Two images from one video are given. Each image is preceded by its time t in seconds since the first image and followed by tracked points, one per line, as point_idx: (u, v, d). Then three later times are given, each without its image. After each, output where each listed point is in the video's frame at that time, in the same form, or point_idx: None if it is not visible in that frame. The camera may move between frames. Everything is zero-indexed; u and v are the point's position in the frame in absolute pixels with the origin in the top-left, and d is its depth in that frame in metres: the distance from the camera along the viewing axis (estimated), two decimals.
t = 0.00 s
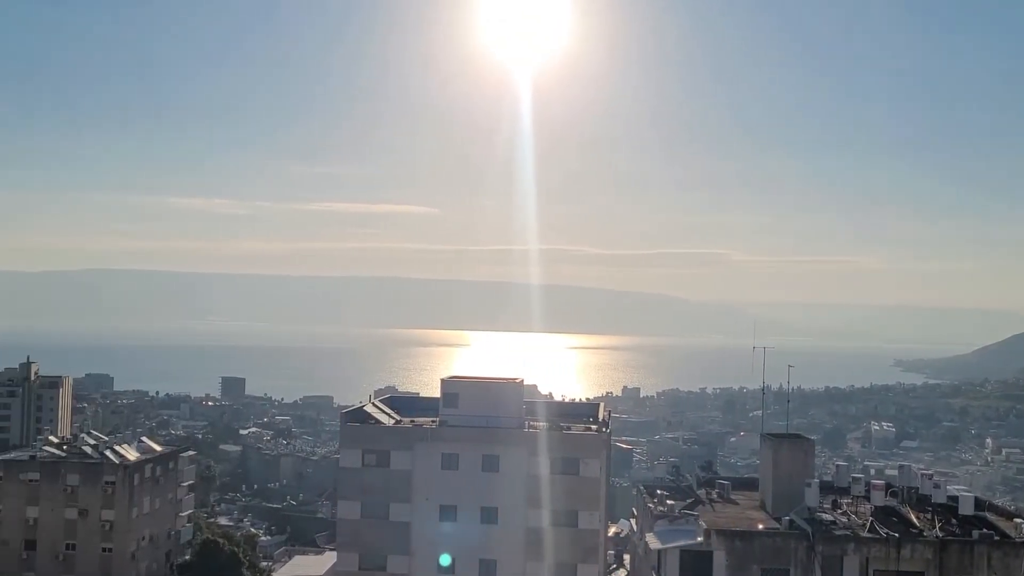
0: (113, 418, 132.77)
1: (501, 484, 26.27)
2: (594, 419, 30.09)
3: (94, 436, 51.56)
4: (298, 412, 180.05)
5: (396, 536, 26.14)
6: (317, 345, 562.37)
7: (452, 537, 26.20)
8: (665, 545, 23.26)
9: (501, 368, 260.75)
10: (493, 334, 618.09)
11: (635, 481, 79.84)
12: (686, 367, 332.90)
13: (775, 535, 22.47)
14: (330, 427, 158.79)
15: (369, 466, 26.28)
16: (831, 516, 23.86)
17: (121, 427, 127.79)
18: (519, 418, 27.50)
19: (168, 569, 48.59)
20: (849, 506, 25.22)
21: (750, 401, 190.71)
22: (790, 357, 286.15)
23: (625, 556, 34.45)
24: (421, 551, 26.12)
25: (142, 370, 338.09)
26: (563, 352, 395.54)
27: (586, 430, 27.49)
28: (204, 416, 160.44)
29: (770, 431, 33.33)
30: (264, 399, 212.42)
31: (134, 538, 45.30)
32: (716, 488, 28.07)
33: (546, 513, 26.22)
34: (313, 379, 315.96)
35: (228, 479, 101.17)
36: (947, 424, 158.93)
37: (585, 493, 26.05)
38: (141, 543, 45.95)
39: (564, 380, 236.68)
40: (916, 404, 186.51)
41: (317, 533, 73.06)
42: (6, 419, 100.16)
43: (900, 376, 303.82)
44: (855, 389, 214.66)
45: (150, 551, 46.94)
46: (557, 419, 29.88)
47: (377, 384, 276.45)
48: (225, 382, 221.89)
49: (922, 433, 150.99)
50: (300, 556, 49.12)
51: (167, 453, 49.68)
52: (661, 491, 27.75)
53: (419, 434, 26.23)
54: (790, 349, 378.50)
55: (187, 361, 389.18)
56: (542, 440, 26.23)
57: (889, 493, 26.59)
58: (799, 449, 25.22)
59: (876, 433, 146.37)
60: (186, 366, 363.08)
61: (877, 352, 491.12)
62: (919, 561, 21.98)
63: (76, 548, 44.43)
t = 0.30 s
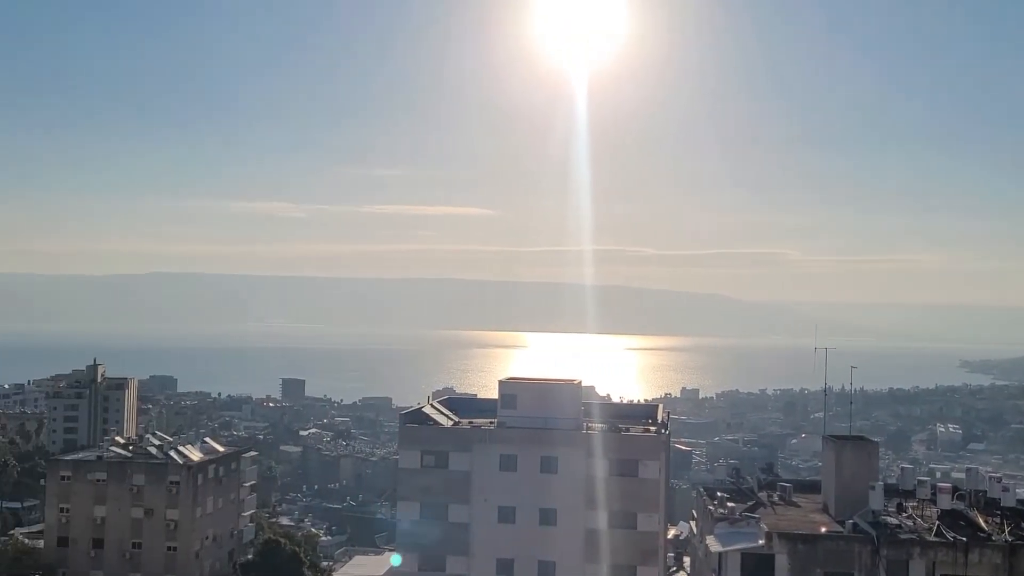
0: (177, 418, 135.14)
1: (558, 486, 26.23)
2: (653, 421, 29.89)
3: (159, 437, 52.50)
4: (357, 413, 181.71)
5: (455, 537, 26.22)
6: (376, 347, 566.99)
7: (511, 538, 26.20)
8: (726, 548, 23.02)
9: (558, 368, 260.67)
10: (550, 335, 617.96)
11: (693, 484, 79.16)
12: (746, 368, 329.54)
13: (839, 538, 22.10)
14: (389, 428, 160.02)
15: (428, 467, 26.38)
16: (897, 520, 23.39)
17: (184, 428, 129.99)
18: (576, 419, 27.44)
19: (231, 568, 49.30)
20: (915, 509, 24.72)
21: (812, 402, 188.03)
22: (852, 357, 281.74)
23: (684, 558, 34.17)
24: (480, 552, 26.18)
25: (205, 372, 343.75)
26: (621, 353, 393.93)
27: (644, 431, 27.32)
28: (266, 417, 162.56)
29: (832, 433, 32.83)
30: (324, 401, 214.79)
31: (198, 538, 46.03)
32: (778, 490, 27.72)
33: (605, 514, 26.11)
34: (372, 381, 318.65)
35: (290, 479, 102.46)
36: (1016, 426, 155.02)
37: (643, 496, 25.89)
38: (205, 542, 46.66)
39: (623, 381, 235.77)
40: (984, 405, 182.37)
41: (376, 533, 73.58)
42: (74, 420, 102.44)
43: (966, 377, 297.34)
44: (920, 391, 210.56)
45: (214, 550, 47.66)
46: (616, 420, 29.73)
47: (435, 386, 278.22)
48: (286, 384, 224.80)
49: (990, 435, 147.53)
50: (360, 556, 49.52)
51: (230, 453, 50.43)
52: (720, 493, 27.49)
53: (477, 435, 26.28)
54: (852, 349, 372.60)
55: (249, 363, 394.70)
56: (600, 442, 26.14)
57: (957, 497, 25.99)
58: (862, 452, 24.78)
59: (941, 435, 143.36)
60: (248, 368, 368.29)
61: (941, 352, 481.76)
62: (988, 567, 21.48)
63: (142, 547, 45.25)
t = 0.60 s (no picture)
0: (243, 419, 137.41)
1: (621, 487, 26.23)
2: (715, 422, 29.75)
3: (227, 437, 53.56)
4: (419, 414, 182.98)
5: (518, 537, 26.38)
6: (435, 348, 570.11)
7: (574, 538, 26.25)
8: (791, 550, 22.89)
9: (619, 369, 260.04)
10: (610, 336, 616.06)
11: (757, 485, 78.35)
12: (810, 369, 325.26)
13: (907, 542, 21.83)
14: (451, 428, 160.86)
15: (490, 468, 26.56)
16: (966, 522, 23.06)
17: (251, 428, 132.11)
18: (639, 420, 27.42)
19: (298, 567, 49.99)
20: (985, 512, 24.31)
21: (878, 404, 184.89)
22: (920, 358, 276.41)
23: (748, 559, 33.88)
24: (543, 552, 26.28)
25: (270, 373, 348.96)
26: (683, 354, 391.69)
27: (707, 432, 27.21)
28: (330, 417, 164.53)
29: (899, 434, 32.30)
30: (386, 401, 216.83)
31: (265, 536, 46.70)
32: (844, 492, 27.40)
33: (667, 515, 26.06)
34: (433, 382, 320.67)
35: (354, 478, 103.69)
36: None
37: (706, 497, 25.81)
38: (272, 541, 47.34)
39: (684, 382, 234.41)
40: None
41: (439, 532, 74.08)
42: (145, 420, 104.78)
43: None
44: (991, 392, 205.96)
45: (281, 548, 48.34)
46: (678, 421, 29.63)
47: (496, 386, 279.41)
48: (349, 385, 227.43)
49: None
50: (424, 555, 49.93)
51: (296, 453, 51.18)
52: (786, 495, 27.29)
53: (540, 435, 26.40)
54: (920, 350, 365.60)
55: (313, 365, 399.88)
56: (662, 442, 26.12)
57: None
58: (930, 454, 24.44)
59: (1013, 437, 139.97)
60: (312, 369, 372.94)
61: (1012, 353, 470.62)
62: None
63: (210, 545, 46.01)
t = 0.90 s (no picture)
0: (301, 419, 139.02)
1: (678, 490, 26.05)
2: (775, 424, 29.37)
3: (285, 437, 54.24)
4: (475, 415, 183.53)
5: (574, 538, 26.32)
6: (490, 350, 571.54)
7: (630, 541, 26.12)
8: (851, 554, 22.60)
9: (673, 370, 258.63)
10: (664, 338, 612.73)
11: (817, 488, 77.30)
12: (871, 370, 320.14)
13: (973, 547, 21.36)
14: (507, 429, 161.12)
15: (546, 469, 26.59)
16: None
17: (308, 428, 133.51)
18: (696, 421, 27.20)
19: (355, 566, 50.39)
20: None
21: (941, 407, 181.40)
22: (985, 359, 270.46)
23: (808, 563, 33.41)
24: (599, 554, 26.19)
25: (328, 375, 352.53)
26: (739, 355, 388.67)
27: (765, 434, 26.93)
28: (386, 418, 165.73)
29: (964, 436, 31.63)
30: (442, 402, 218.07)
31: (323, 535, 47.12)
32: (907, 496, 26.94)
33: (724, 518, 25.80)
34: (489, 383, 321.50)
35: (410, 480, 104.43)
36: None
37: (764, 500, 25.54)
38: (330, 540, 47.74)
39: (740, 384, 232.33)
40: None
41: (495, 533, 74.26)
42: (205, 420, 106.43)
43: None
44: None
45: (339, 547, 48.75)
46: (736, 424, 29.32)
47: (551, 387, 279.68)
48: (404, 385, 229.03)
49: None
50: (479, 556, 50.09)
51: (353, 453, 51.54)
52: (846, 499, 26.91)
53: (596, 438, 26.35)
54: (984, 352, 357.91)
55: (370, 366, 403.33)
56: (720, 445, 25.84)
57: None
58: (996, 457, 23.92)
59: None
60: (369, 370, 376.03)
61: None
62: None
63: (269, 544, 46.58)
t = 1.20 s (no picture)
0: (348, 420, 140.13)
1: (725, 492, 25.84)
2: (823, 427, 29.06)
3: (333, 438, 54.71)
4: (521, 416, 183.78)
5: (619, 540, 26.21)
6: (535, 351, 572.21)
7: (676, 544, 25.94)
8: (903, 559, 22.28)
9: (720, 372, 256.99)
10: (710, 339, 608.86)
11: (866, 491, 76.39)
12: (921, 372, 315.92)
13: None
14: (552, 431, 161.11)
15: (592, 471, 26.50)
16: None
17: (355, 429, 134.53)
18: (744, 423, 26.96)
19: (401, 566, 50.68)
20: None
21: (994, 409, 178.36)
22: None
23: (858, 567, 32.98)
24: (645, 557, 26.07)
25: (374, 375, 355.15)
26: (786, 357, 385.08)
27: (814, 437, 26.65)
28: (432, 419, 166.51)
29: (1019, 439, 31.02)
30: (487, 403, 218.72)
31: (370, 536, 47.41)
32: (959, 500, 26.50)
33: (772, 520, 25.55)
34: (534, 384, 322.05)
35: (455, 480, 104.79)
36: None
37: (813, 503, 25.27)
38: (376, 540, 48.02)
39: (787, 386, 230.27)
40: None
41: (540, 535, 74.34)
42: (253, 421, 107.49)
43: None
44: None
45: (385, 547, 49.03)
46: (785, 426, 29.05)
47: (597, 389, 279.28)
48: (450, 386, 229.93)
49: None
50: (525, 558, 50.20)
51: (399, 454, 51.81)
52: (897, 503, 26.52)
53: (642, 440, 26.25)
54: None
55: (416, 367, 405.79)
56: (768, 446, 25.60)
57: None
58: None
59: None
60: (414, 371, 378.18)
61: None
62: None
63: (317, 543, 46.93)
